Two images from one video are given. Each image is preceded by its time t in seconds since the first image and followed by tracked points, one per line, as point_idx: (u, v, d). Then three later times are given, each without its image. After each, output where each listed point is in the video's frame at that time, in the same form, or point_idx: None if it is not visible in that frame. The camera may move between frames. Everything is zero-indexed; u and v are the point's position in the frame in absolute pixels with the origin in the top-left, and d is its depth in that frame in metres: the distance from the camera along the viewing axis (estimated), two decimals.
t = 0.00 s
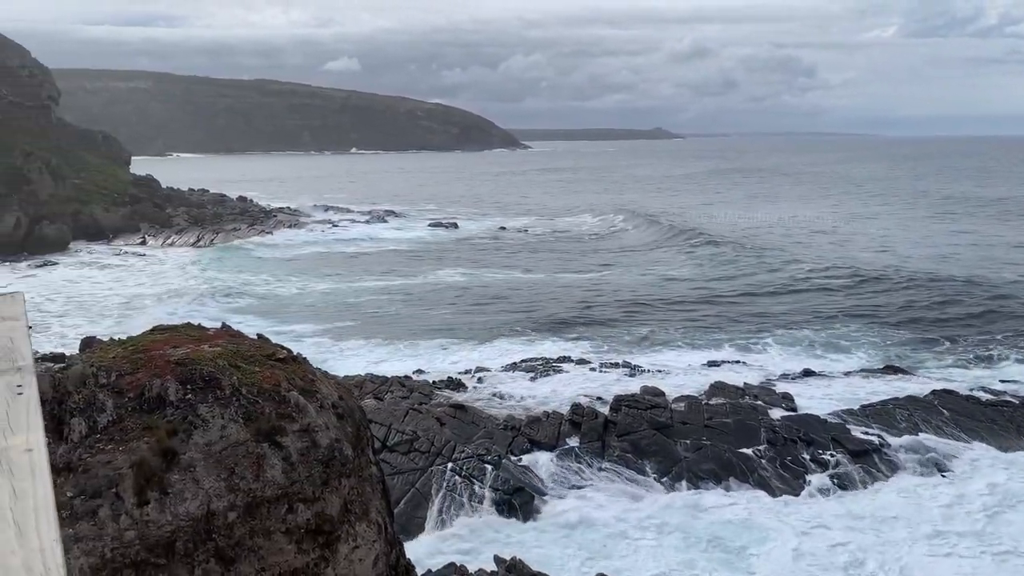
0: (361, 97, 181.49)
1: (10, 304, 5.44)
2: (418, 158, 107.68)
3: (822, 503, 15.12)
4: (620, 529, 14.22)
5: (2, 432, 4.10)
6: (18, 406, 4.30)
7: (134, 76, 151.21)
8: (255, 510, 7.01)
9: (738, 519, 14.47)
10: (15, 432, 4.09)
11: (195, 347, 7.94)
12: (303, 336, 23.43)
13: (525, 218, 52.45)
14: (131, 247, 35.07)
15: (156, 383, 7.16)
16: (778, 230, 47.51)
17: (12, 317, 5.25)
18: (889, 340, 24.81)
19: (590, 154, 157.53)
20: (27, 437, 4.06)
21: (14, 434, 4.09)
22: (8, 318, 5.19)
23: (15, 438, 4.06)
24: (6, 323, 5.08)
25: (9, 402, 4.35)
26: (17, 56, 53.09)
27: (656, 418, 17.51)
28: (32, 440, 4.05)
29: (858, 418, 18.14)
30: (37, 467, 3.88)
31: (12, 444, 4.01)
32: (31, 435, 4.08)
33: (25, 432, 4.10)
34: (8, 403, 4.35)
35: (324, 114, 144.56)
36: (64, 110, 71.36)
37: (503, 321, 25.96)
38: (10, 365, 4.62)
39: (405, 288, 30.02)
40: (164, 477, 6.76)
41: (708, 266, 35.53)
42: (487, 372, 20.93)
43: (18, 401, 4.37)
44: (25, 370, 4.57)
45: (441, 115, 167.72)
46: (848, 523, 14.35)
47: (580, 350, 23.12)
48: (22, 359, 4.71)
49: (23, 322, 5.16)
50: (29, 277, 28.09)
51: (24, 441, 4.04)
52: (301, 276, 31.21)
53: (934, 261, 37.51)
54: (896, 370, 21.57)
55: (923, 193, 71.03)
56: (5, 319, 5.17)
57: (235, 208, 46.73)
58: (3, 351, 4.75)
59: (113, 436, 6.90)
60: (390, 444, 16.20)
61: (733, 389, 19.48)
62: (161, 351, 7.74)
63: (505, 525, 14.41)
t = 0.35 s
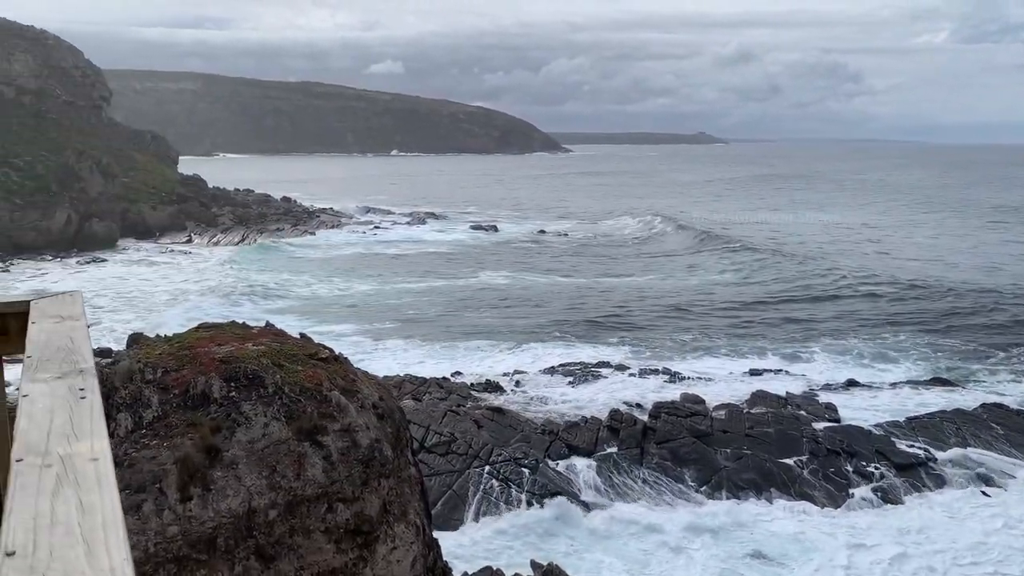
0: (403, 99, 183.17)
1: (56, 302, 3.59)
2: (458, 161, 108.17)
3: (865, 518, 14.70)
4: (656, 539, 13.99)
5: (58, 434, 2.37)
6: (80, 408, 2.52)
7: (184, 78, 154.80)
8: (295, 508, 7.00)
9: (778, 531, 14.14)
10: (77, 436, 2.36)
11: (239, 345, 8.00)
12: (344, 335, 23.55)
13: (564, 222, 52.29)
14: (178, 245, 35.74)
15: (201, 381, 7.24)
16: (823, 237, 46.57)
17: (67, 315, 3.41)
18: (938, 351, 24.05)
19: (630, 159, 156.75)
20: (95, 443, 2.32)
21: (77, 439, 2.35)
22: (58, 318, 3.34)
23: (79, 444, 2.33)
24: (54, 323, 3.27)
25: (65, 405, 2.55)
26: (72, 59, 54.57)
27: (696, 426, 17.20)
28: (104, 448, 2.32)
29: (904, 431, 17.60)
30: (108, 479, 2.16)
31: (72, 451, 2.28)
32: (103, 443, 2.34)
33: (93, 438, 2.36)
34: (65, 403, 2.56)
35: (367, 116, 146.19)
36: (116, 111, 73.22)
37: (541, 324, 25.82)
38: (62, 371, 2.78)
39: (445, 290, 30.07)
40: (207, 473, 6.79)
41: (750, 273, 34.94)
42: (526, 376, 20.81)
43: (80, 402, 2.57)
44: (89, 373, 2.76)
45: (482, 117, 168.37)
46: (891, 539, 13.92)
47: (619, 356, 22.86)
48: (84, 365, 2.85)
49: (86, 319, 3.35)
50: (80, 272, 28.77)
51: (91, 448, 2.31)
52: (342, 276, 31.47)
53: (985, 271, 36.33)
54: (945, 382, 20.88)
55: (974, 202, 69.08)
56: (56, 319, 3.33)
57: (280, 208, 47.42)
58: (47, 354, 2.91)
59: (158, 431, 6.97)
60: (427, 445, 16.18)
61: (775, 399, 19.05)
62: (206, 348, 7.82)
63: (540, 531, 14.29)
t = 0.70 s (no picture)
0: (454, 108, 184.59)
1: (123, 316, 3.21)
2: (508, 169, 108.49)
3: (925, 542, 14.15)
4: (707, 557, 13.66)
5: (129, 470, 2.04)
6: (151, 440, 2.20)
7: (242, 87, 158.68)
8: (345, 515, 6.98)
9: (834, 553, 13.70)
10: (149, 471, 2.04)
11: (293, 350, 8.04)
12: (393, 342, 23.62)
13: (613, 230, 51.97)
14: (233, 250, 36.38)
15: (255, 385, 7.28)
16: (881, 249, 45.27)
17: (133, 330, 3.07)
18: (1004, 368, 23.05)
19: (681, 167, 155.14)
20: (169, 480, 1.99)
21: (149, 474, 2.03)
22: (124, 334, 3.01)
23: (151, 480, 2.00)
24: (119, 339, 2.95)
25: (135, 435, 2.23)
26: (135, 69, 56.35)
27: (748, 441, 16.76)
28: (177, 485, 1.98)
29: (967, 451, 16.86)
30: (184, 523, 1.82)
31: (144, 489, 1.95)
32: (174, 480, 2.01)
33: (166, 474, 2.03)
34: (133, 435, 2.24)
35: (418, 125, 147.67)
36: (176, 118, 75.41)
37: (589, 334, 25.58)
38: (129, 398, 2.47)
39: (494, 298, 30.02)
40: (259, 477, 6.82)
41: (805, 284, 34.11)
42: (575, 387, 20.56)
43: (150, 433, 2.24)
44: (161, 398, 2.46)
45: (532, 126, 168.61)
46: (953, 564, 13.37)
47: (669, 367, 22.49)
48: (154, 390, 2.55)
49: (154, 337, 3.03)
50: (140, 275, 29.62)
51: (163, 486, 1.97)
52: (392, 283, 31.66)
53: None
54: (1011, 401, 19.99)
55: None
56: (122, 335, 3.00)
57: (332, 214, 48.07)
58: (114, 379, 2.60)
59: (213, 435, 7.03)
60: (475, 453, 16.08)
61: (830, 414, 18.45)
62: (260, 352, 7.87)
63: (589, 544, 14.09)
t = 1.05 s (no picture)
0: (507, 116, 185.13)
1: (198, 334, 2.88)
2: (559, 178, 108.38)
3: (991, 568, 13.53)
4: None
5: (217, 512, 1.70)
6: (237, 477, 1.85)
7: (301, 97, 162.29)
8: (399, 523, 6.93)
9: None
10: (238, 513, 1.69)
11: (349, 357, 8.05)
12: (445, 349, 23.65)
13: (666, 240, 51.38)
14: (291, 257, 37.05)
15: (312, 391, 7.31)
16: (946, 261, 43.70)
17: (211, 350, 2.73)
18: None
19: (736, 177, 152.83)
20: (262, 523, 1.65)
21: (237, 518, 1.68)
22: (200, 353, 2.67)
23: (240, 525, 1.65)
24: (197, 358, 2.63)
25: (221, 471, 1.89)
26: (199, 80, 58.02)
27: (806, 457, 16.26)
28: (272, 531, 1.64)
29: None
30: None
31: (235, 536, 1.61)
32: (269, 524, 1.66)
33: (259, 517, 1.68)
34: (220, 467, 1.91)
35: (471, 133, 148.63)
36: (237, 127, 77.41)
37: (641, 345, 25.24)
38: (213, 425, 2.13)
39: (546, 308, 29.86)
40: (315, 484, 6.80)
41: (866, 297, 33.10)
42: (629, 399, 20.22)
43: (237, 467, 1.90)
44: (247, 426, 2.13)
45: (586, 134, 168.16)
46: None
47: (722, 380, 22.01)
48: (237, 416, 2.22)
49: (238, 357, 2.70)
50: (200, 280, 30.40)
51: (256, 531, 1.62)
52: (445, 291, 31.80)
53: None
54: None
55: None
56: (198, 354, 2.68)
57: (386, 222, 48.59)
58: (196, 403, 2.28)
59: (270, 440, 7.07)
60: (526, 463, 15.89)
61: (891, 431, 17.77)
62: (318, 359, 7.90)
63: (641, 562, 13.72)
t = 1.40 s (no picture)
0: (563, 123, 185.01)
1: (284, 346, 2.58)
2: (614, 186, 107.75)
3: None
4: None
5: (331, 554, 1.45)
6: (347, 513, 1.59)
7: (360, 106, 165.29)
8: (456, 532, 6.78)
9: None
10: (355, 557, 1.43)
11: (408, 364, 8.02)
12: (499, 356, 23.60)
13: (723, 249, 50.55)
14: (348, 263, 37.55)
15: (370, 398, 7.30)
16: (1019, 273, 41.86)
17: (298, 364, 2.47)
18: None
19: (795, 185, 149.71)
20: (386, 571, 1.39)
21: (354, 561, 1.42)
22: (288, 369, 2.40)
23: (357, 571, 1.39)
24: (286, 374, 2.36)
25: (327, 504, 1.64)
26: (261, 88, 59.43)
27: (868, 473, 15.74)
28: None
29: None
30: None
31: None
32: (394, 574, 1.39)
33: (381, 562, 1.43)
34: (327, 498, 1.67)
35: (526, 139, 148.99)
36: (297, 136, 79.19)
37: (698, 355, 24.78)
38: (314, 450, 1.89)
39: (601, 316, 29.57)
40: (374, 490, 6.72)
41: (934, 309, 31.92)
42: (686, 411, 19.79)
43: (346, 502, 1.65)
44: (349, 452, 1.88)
45: (642, 142, 166.91)
46: None
47: (781, 393, 21.43)
48: (338, 440, 1.97)
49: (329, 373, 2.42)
50: (261, 285, 31.05)
51: None
52: (500, 298, 31.79)
53: None
54: None
55: None
56: (287, 369, 2.42)
57: (442, 229, 48.94)
58: (291, 425, 2.02)
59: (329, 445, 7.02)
60: (581, 473, 15.59)
61: (959, 448, 17.04)
62: (377, 365, 7.90)
63: None
